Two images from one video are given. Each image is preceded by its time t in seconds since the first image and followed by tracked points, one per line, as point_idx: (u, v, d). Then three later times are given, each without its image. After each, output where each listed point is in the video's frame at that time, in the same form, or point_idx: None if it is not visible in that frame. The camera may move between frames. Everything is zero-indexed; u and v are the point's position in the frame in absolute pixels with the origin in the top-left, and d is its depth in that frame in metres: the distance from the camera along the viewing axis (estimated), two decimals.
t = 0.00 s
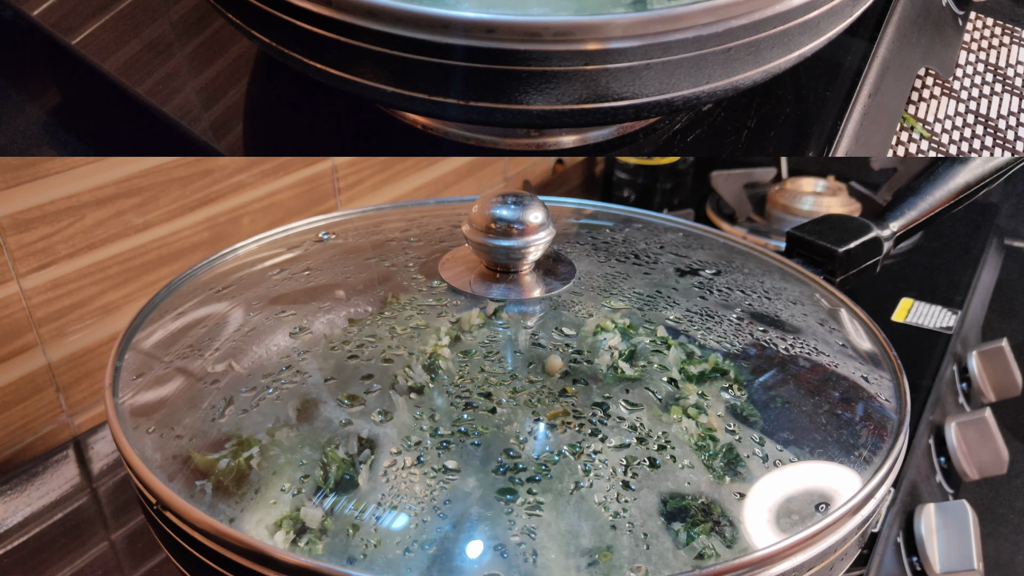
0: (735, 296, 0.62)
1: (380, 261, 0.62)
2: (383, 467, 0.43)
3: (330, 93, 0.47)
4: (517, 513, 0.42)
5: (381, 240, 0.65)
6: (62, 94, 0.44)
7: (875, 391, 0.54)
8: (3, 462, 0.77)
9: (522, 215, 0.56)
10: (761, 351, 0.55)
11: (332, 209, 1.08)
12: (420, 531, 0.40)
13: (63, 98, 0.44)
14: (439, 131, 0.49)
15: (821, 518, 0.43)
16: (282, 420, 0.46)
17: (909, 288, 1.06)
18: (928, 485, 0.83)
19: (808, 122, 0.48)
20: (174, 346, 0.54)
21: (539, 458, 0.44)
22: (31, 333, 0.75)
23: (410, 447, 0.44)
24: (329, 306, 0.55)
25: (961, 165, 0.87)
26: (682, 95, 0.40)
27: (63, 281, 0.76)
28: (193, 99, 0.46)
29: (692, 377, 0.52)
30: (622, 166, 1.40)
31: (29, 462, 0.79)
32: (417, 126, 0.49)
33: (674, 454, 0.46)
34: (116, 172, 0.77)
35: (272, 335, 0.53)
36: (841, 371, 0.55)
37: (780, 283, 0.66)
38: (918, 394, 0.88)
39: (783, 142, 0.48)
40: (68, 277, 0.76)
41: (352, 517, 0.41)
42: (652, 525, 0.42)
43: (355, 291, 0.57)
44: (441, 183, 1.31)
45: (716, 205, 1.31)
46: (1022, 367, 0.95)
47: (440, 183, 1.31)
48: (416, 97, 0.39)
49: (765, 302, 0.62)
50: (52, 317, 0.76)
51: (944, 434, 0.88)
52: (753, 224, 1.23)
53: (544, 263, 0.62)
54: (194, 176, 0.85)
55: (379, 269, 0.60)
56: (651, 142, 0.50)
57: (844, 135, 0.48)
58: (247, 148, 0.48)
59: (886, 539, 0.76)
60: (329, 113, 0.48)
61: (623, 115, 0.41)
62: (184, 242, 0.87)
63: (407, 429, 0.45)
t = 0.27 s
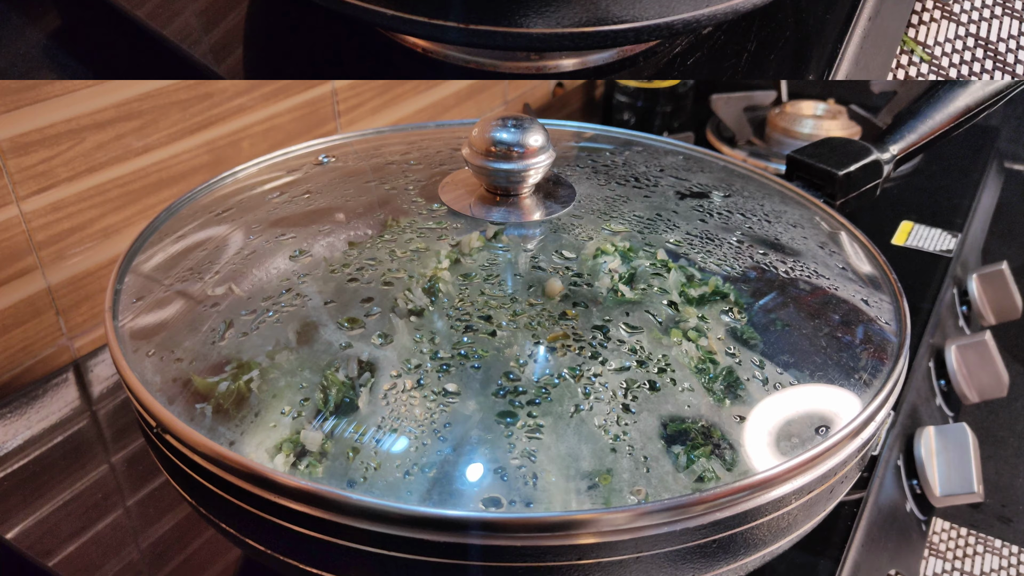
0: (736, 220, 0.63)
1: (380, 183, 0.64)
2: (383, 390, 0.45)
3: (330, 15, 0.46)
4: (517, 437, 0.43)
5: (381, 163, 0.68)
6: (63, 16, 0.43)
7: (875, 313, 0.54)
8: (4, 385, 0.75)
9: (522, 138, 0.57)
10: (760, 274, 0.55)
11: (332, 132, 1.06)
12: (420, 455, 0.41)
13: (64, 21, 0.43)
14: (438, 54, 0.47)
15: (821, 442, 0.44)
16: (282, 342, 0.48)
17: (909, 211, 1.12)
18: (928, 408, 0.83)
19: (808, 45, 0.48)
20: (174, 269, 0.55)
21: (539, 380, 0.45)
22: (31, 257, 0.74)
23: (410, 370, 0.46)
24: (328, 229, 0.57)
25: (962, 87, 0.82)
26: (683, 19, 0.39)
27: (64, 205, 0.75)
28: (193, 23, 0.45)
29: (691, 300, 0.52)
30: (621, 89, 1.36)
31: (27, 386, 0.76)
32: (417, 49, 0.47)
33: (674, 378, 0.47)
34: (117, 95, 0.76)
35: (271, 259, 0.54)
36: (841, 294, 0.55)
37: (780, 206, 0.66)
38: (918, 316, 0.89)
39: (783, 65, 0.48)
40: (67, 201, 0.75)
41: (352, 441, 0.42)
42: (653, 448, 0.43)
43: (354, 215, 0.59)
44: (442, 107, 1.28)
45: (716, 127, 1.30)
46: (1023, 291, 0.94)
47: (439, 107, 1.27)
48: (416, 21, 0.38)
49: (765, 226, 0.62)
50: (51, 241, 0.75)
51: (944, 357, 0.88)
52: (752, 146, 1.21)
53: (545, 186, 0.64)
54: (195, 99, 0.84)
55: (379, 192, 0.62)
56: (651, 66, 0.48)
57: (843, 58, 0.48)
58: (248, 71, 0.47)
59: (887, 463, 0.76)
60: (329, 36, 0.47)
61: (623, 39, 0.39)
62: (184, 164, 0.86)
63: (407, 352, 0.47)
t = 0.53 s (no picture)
0: (735, 143, 0.62)
1: (380, 107, 0.63)
2: (383, 314, 0.46)
3: None
4: (517, 360, 0.44)
5: (381, 87, 0.67)
6: None
7: (876, 238, 0.54)
8: (4, 308, 0.77)
9: (523, 62, 0.56)
10: (760, 198, 0.55)
11: (333, 57, 1.04)
12: (420, 378, 0.43)
13: None
14: None
15: (820, 366, 0.45)
16: (282, 266, 0.48)
17: (911, 137, 1.13)
18: (927, 331, 0.85)
19: None
20: (174, 194, 0.55)
21: (539, 305, 0.46)
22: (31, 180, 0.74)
23: (410, 294, 0.46)
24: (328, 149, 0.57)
25: (960, 13, 0.85)
26: None
27: (64, 128, 0.74)
28: None
29: (691, 225, 0.52)
30: (621, 13, 1.34)
31: (27, 310, 0.78)
32: None
33: (673, 304, 0.47)
34: (116, 19, 0.75)
35: (272, 182, 0.54)
36: (841, 219, 0.55)
37: (781, 130, 0.65)
38: (920, 240, 0.88)
39: None
40: (67, 125, 0.74)
41: (353, 364, 0.43)
42: (652, 372, 0.44)
43: (354, 138, 0.59)
44: (443, 30, 1.24)
45: (717, 52, 1.35)
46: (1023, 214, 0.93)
47: (439, 30, 1.23)
48: None
49: (765, 149, 0.62)
50: (52, 164, 0.75)
51: (944, 281, 0.90)
52: (753, 71, 1.28)
53: (545, 110, 0.63)
54: (196, 22, 0.82)
55: (379, 116, 0.62)
56: None
57: None
58: None
59: (887, 387, 0.77)
60: None
61: None
62: (184, 89, 0.85)
63: (407, 276, 0.47)
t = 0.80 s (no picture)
0: (734, 140, 0.62)
1: (380, 105, 0.63)
2: (382, 312, 0.46)
3: None
4: (517, 358, 0.44)
5: (380, 84, 0.67)
6: None
7: (874, 235, 0.54)
8: (3, 305, 0.76)
9: (522, 60, 0.56)
10: (759, 196, 0.55)
11: (332, 55, 1.04)
12: (419, 376, 0.43)
13: None
14: None
15: (819, 363, 0.45)
16: (282, 264, 0.48)
17: (907, 134, 1.10)
18: (927, 329, 0.85)
19: None
20: (173, 191, 0.55)
21: (538, 302, 0.46)
22: (30, 178, 0.74)
23: (409, 292, 0.47)
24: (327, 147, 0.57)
25: (959, 10, 0.86)
26: None
27: (64, 126, 0.74)
28: None
29: (690, 222, 0.53)
30: (621, 11, 1.34)
31: (27, 307, 0.78)
32: None
33: (673, 301, 0.47)
34: (116, 17, 0.75)
35: (271, 180, 0.54)
36: (840, 216, 0.55)
37: (779, 127, 0.65)
38: (918, 237, 0.88)
39: None
40: (67, 122, 0.74)
41: (351, 362, 0.43)
42: (652, 369, 0.44)
43: (353, 136, 0.59)
44: (442, 28, 1.24)
45: (715, 50, 1.34)
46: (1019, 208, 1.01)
47: (438, 28, 1.23)
48: None
49: (763, 146, 0.62)
50: (51, 162, 0.75)
51: (944, 279, 0.89)
52: (752, 71, 1.26)
53: (544, 108, 0.63)
54: (195, 20, 0.82)
55: (378, 113, 0.62)
56: None
57: None
58: None
59: (887, 385, 0.77)
60: None
61: None
62: (183, 86, 0.85)
63: (406, 274, 0.47)
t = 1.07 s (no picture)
0: (733, 141, 0.62)
1: (379, 106, 0.63)
2: (381, 312, 0.46)
3: None
4: (516, 358, 0.44)
5: (379, 85, 0.67)
6: None
7: (873, 236, 0.54)
8: (3, 306, 0.76)
9: (521, 61, 0.56)
10: (758, 196, 0.55)
11: (332, 56, 1.04)
12: (419, 377, 0.43)
13: None
14: None
15: (819, 363, 0.45)
16: (281, 265, 0.48)
17: (906, 134, 1.10)
18: (927, 330, 0.85)
19: None
20: (173, 192, 0.55)
21: (538, 303, 0.46)
22: (30, 179, 0.74)
23: (409, 293, 0.47)
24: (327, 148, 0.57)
25: (958, 11, 0.86)
26: None
27: (63, 126, 0.74)
28: None
29: (689, 223, 0.53)
30: (620, 11, 1.33)
31: (26, 308, 0.78)
32: None
33: (672, 302, 0.47)
34: (115, 17, 0.75)
35: (271, 180, 0.54)
36: (839, 217, 0.55)
37: (778, 128, 0.65)
38: (917, 237, 0.88)
39: None
40: (66, 123, 0.74)
41: (350, 363, 0.43)
42: (651, 370, 0.44)
43: (353, 137, 0.59)
44: (441, 28, 1.24)
45: (714, 50, 1.35)
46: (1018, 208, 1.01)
47: (437, 29, 1.23)
48: None
49: (762, 147, 0.62)
50: (51, 163, 0.75)
51: (942, 279, 0.89)
52: (752, 70, 1.26)
53: (543, 108, 0.63)
54: (194, 21, 0.82)
55: (378, 114, 0.62)
56: None
57: None
58: None
59: (886, 384, 0.77)
60: None
61: None
62: (183, 87, 0.85)
63: (405, 274, 0.48)
